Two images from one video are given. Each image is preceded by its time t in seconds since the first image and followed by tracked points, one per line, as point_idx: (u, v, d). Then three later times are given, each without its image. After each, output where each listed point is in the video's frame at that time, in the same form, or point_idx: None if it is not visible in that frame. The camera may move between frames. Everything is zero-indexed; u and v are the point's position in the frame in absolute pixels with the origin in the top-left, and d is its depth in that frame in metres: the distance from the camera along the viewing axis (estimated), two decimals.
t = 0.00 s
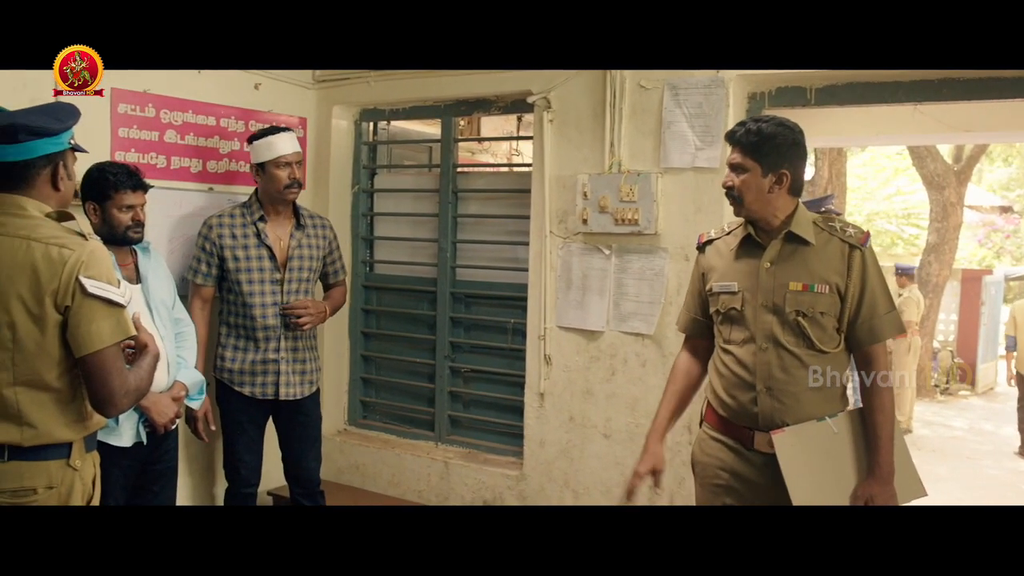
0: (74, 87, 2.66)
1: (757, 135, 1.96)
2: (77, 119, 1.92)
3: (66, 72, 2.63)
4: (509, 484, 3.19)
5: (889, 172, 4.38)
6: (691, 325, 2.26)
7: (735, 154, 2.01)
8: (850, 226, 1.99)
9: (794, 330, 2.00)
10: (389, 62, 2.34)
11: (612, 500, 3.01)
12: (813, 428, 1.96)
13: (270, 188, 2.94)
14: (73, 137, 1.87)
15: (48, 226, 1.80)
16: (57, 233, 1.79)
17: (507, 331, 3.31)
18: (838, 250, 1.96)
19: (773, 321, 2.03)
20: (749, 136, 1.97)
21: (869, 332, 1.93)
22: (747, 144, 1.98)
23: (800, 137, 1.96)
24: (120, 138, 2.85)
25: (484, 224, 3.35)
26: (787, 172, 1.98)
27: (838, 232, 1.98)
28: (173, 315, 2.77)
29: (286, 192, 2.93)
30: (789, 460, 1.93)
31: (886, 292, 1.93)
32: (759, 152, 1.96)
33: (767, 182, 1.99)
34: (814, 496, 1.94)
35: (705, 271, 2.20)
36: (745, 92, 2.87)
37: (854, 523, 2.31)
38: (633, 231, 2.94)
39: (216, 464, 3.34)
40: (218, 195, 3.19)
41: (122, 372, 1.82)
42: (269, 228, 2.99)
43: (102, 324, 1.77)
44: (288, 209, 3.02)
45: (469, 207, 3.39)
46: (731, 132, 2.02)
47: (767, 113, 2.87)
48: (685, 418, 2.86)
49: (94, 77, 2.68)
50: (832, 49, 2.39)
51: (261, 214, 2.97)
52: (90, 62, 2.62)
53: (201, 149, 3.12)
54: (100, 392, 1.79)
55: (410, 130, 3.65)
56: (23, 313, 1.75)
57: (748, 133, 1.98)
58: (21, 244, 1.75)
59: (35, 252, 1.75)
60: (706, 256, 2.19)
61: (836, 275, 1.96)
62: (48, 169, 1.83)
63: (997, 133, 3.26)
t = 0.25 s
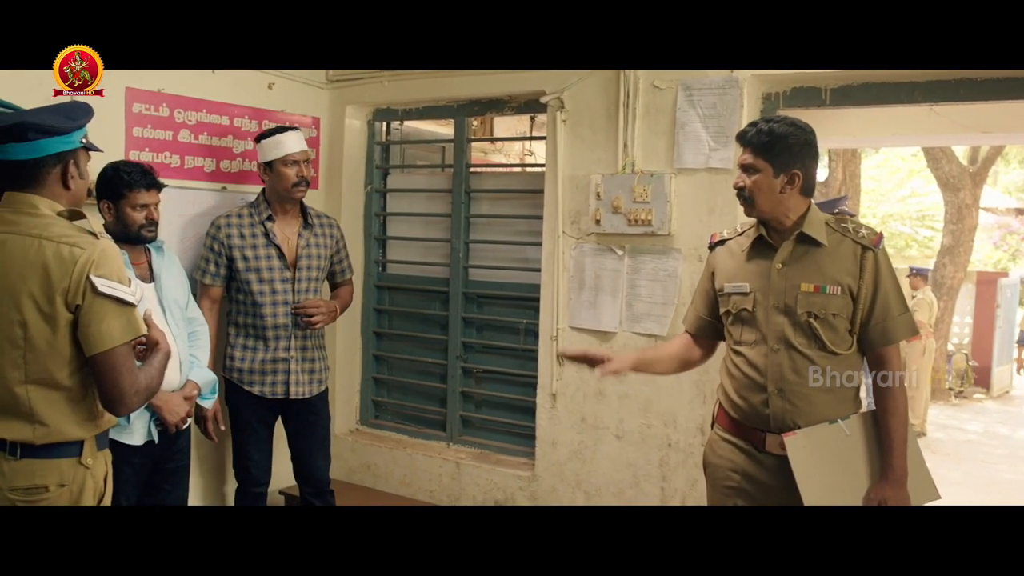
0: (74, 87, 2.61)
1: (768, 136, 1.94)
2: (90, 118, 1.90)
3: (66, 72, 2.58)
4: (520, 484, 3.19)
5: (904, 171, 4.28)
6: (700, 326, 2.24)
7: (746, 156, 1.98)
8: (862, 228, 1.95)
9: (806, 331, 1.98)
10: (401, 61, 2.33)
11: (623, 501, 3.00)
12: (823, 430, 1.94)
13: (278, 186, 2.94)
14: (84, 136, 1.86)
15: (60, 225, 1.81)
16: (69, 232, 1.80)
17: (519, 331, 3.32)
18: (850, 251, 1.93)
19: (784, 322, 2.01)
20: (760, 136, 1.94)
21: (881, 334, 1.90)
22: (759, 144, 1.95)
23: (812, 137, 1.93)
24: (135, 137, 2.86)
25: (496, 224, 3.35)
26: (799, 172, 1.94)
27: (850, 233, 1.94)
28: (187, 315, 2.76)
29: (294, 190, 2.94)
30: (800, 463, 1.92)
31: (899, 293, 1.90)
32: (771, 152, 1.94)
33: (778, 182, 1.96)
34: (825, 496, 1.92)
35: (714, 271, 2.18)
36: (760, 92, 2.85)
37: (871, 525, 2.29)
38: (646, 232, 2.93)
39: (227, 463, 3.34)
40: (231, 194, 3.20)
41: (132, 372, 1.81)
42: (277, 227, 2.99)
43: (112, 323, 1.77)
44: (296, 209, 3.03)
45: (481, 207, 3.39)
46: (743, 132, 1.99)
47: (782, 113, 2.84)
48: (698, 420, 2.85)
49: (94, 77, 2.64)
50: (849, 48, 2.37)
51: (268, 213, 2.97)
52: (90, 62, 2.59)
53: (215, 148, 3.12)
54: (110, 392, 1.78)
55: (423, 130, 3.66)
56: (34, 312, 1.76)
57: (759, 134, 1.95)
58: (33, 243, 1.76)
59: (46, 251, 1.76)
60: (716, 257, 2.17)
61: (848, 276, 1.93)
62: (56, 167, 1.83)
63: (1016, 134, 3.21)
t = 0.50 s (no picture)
0: (74, 87, 2.55)
1: (785, 136, 1.90)
2: (95, 118, 1.88)
3: (66, 72, 2.49)
4: (533, 486, 3.19)
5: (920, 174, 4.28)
6: (709, 327, 2.20)
7: (762, 156, 1.95)
8: (878, 231, 1.94)
9: (820, 334, 1.94)
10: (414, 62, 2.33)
11: (636, 503, 3.00)
12: (835, 434, 1.90)
13: (284, 185, 2.96)
14: (81, 134, 1.84)
15: (69, 223, 1.81)
16: (77, 230, 1.80)
17: (532, 332, 3.32)
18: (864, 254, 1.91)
19: (798, 325, 1.97)
20: (777, 137, 1.91)
21: (896, 338, 1.87)
22: (776, 144, 1.92)
23: (828, 137, 1.90)
24: (150, 138, 2.87)
25: (510, 225, 3.35)
26: (815, 173, 1.91)
27: (866, 237, 1.92)
28: (200, 315, 2.76)
29: (301, 189, 2.96)
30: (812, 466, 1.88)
31: (913, 296, 1.87)
32: (788, 152, 1.90)
33: (795, 183, 1.93)
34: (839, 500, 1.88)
35: (726, 271, 2.15)
36: (774, 93, 2.83)
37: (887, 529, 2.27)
38: (660, 233, 2.92)
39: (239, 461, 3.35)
40: (244, 195, 3.20)
41: (140, 368, 1.81)
42: (284, 228, 3.01)
43: (120, 320, 1.76)
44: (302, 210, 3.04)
45: (495, 208, 3.40)
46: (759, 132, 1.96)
47: (797, 115, 2.82)
48: (711, 422, 2.84)
49: (94, 76, 2.55)
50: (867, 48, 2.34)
51: (276, 214, 2.98)
52: (90, 62, 2.48)
53: (229, 149, 3.14)
54: (118, 389, 1.78)
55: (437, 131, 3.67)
56: (43, 309, 1.76)
57: (775, 134, 1.92)
58: (42, 241, 1.77)
59: (54, 249, 1.76)
60: (728, 258, 2.15)
61: (863, 279, 1.90)
62: (51, 164, 1.83)
63: None
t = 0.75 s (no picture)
0: (74, 87, 2.51)
1: (789, 139, 1.90)
2: (111, 123, 1.88)
3: (66, 73, 2.44)
4: (543, 485, 3.19)
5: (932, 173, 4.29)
6: (720, 328, 2.20)
7: (769, 160, 1.95)
8: (889, 230, 1.91)
9: (831, 335, 1.93)
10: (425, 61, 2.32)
11: (647, 503, 2.99)
12: (846, 435, 1.88)
13: (291, 184, 2.97)
14: (97, 138, 1.85)
15: (79, 219, 1.81)
16: (86, 226, 1.80)
17: (543, 332, 3.32)
18: (876, 254, 1.89)
19: (809, 326, 1.96)
20: (781, 140, 1.91)
21: (908, 339, 1.85)
22: (784, 149, 1.91)
23: (834, 136, 1.89)
24: (162, 137, 2.89)
25: (521, 225, 3.35)
26: (824, 173, 1.90)
27: (878, 237, 1.90)
28: (211, 313, 2.76)
29: (307, 188, 2.96)
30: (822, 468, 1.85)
31: (925, 297, 1.85)
32: (796, 155, 1.90)
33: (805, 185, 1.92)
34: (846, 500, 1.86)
35: (736, 272, 2.14)
36: (786, 93, 2.81)
37: (901, 530, 2.26)
38: (671, 233, 2.91)
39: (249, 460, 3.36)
40: (255, 194, 3.21)
41: (142, 364, 1.80)
42: (291, 226, 3.01)
43: (123, 316, 1.76)
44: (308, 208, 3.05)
45: (506, 208, 3.40)
46: (765, 138, 1.95)
47: (810, 114, 2.81)
48: (722, 422, 2.83)
49: (95, 76, 2.49)
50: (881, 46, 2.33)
51: (282, 213, 2.99)
52: (90, 62, 2.43)
53: (241, 148, 3.14)
54: (118, 383, 1.77)
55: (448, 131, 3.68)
56: (49, 303, 1.76)
57: (780, 137, 1.92)
58: (51, 236, 1.77)
59: (62, 244, 1.76)
60: (738, 258, 2.13)
61: (875, 279, 1.88)
62: (65, 165, 1.84)
63: None
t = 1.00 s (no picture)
0: (74, 87, 2.50)
1: (790, 136, 1.91)
2: (115, 123, 1.88)
3: (66, 73, 2.43)
4: (546, 485, 3.19)
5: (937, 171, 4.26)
6: (721, 328, 2.19)
7: (769, 158, 1.95)
8: (890, 228, 1.89)
9: (833, 335, 1.92)
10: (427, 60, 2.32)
11: (650, 503, 2.99)
12: (849, 435, 1.86)
13: (294, 183, 2.97)
14: (102, 138, 1.85)
15: (83, 218, 1.81)
16: (89, 225, 1.80)
17: (546, 331, 3.32)
18: (878, 251, 1.87)
19: (810, 326, 1.95)
20: (781, 138, 1.91)
21: (910, 337, 1.84)
22: (784, 146, 1.91)
23: (834, 132, 1.89)
24: (165, 136, 2.89)
25: (525, 224, 3.35)
26: (825, 170, 1.89)
27: (878, 234, 1.89)
28: (215, 313, 2.77)
29: (309, 187, 2.98)
30: (823, 468, 1.84)
31: (926, 294, 1.84)
32: (796, 152, 1.90)
33: (805, 182, 1.91)
34: (848, 500, 1.84)
35: (736, 272, 2.12)
36: (790, 92, 2.81)
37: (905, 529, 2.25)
38: (674, 232, 2.91)
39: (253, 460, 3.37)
40: (258, 193, 3.22)
41: (138, 365, 1.80)
42: (293, 225, 3.02)
43: (121, 315, 1.77)
44: (310, 206, 3.06)
45: (509, 207, 3.40)
46: (764, 137, 1.95)
47: (813, 113, 2.81)
48: (726, 421, 2.82)
49: (95, 77, 2.48)
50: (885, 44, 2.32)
51: (285, 211, 2.99)
52: (90, 62, 2.41)
53: (245, 147, 3.15)
54: (113, 383, 1.78)
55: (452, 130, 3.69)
56: (48, 300, 1.77)
57: (780, 135, 1.92)
58: (53, 233, 1.78)
59: (64, 241, 1.77)
60: (738, 258, 2.12)
61: (876, 279, 1.88)
62: (70, 165, 1.86)
63: None
